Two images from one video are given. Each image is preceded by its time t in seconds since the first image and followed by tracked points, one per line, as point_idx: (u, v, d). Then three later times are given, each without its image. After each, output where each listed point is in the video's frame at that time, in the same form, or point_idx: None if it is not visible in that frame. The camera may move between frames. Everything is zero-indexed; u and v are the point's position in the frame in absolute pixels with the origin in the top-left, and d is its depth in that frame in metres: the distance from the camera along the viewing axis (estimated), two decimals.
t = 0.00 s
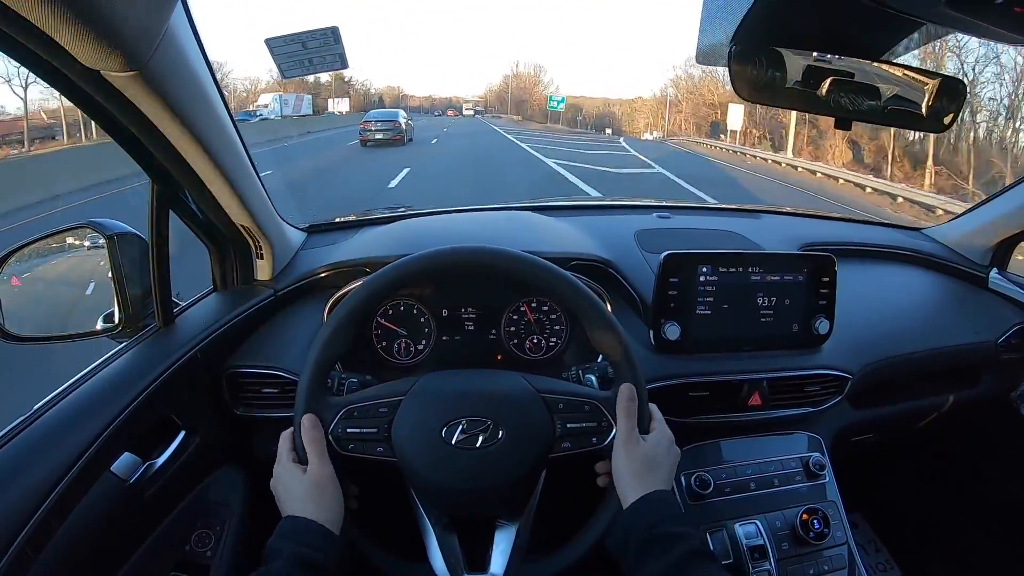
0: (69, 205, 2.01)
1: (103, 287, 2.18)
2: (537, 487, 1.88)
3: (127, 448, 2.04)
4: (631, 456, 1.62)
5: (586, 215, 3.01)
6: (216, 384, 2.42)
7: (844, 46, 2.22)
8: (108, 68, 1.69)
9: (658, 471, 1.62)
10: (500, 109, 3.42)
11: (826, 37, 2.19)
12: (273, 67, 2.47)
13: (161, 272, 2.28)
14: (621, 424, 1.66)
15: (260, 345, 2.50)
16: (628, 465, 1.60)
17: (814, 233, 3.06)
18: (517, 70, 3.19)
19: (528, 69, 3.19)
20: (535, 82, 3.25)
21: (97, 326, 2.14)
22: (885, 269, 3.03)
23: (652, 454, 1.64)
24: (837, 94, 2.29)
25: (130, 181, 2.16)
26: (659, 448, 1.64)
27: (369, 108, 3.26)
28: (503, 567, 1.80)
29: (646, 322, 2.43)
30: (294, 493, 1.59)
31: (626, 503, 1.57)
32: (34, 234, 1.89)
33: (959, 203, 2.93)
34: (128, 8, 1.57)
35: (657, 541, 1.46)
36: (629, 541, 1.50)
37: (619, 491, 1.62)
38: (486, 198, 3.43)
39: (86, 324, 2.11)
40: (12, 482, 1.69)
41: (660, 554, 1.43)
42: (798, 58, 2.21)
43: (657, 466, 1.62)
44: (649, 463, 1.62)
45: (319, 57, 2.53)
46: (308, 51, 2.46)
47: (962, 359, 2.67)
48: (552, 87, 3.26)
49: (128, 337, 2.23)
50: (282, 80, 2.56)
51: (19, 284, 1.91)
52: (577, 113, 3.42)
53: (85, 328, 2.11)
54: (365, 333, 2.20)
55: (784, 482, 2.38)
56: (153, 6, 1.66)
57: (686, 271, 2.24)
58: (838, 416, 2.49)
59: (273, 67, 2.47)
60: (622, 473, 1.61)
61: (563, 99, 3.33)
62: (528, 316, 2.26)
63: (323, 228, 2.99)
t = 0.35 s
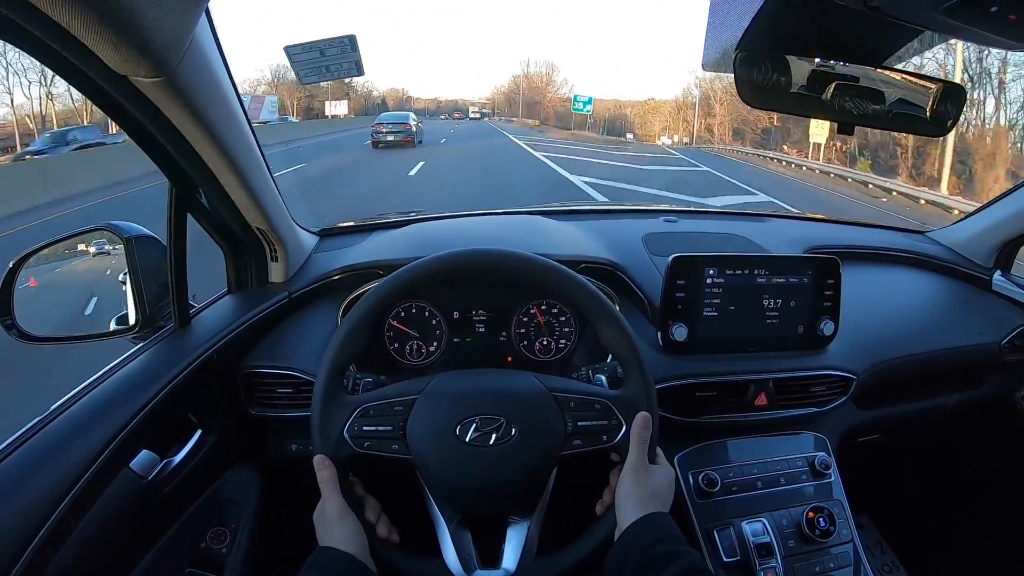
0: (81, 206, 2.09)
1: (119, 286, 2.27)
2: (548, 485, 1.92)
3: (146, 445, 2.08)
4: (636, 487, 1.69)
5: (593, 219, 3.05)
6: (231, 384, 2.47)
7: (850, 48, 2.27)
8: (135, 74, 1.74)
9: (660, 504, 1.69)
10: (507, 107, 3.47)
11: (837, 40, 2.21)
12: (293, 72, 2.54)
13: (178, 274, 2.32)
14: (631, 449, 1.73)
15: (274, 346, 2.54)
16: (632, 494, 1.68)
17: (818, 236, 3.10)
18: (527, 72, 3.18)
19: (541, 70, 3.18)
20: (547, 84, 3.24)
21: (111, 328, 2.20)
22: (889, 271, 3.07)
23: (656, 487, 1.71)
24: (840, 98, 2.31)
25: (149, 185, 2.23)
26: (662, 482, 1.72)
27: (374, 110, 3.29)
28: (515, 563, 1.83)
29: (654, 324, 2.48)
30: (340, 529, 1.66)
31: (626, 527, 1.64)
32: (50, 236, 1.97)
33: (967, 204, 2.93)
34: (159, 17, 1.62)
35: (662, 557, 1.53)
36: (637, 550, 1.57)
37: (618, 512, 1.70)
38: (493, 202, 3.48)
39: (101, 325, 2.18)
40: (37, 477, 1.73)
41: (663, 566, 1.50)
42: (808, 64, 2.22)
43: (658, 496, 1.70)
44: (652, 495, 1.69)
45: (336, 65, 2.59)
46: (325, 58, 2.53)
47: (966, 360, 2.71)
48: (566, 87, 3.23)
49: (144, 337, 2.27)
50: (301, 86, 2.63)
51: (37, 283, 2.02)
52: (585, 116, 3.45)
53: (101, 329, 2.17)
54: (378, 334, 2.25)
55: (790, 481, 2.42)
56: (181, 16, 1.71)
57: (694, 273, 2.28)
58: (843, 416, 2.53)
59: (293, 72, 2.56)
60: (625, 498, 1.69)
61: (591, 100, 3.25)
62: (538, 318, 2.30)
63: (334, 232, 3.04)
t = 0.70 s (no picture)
0: (88, 202, 2.04)
1: (119, 280, 2.23)
2: (547, 479, 1.90)
3: (143, 436, 2.07)
4: (634, 484, 1.67)
5: (595, 215, 3.04)
6: (230, 376, 2.46)
7: (853, 44, 2.26)
8: (136, 58, 1.74)
9: (657, 501, 1.67)
10: (512, 104, 3.45)
11: (842, 33, 2.21)
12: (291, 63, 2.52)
13: (178, 263, 2.31)
14: (631, 446, 1.70)
15: (274, 338, 2.54)
16: (630, 491, 1.66)
17: (822, 235, 3.08)
18: (537, 67, 3.15)
19: (551, 65, 3.15)
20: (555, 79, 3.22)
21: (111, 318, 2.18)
22: (893, 271, 3.05)
23: (654, 485, 1.69)
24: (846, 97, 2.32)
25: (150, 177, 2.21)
26: (660, 478, 1.70)
27: (375, 106, 3.28)
28: (513, 556, 1.79)
29: (657, 321, 2.46)
30: (340, 515, 1.65)
31: (623, 524, 1.63)
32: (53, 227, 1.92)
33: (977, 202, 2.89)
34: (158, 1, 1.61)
35: (660, 553, 1.52)
36: (634, 545, 1.55)
37: (615, 508, 1.67)
38: (495, 198, 3.47)
39: (101, 315, 2.16)
40: (33, 463, 1.71)
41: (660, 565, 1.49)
42: (809, 59, 2.23)
43: (656, 494, 1.69)
44: (650, 492, 1.67)
45: (337, 56, 2.57)
46: (327, 48, 2.51)
47: (969, 361, 2.69)
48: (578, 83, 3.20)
49: (143, 328, 2.26)
50: (303, 76, 2.62)
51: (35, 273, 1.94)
52: (592, 117, 3.43)
53: (101, 319, 2.15)
54: (378, 327, 2.24)
55: (792, 479, 2.40)
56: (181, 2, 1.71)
57: (696, 269, 2.27)
58: (845, 414, 2.51)
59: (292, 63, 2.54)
60: (623, 495, 1.67)
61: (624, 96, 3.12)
62: (539, 313, 2.29)
63: (336, 226, 3.03)
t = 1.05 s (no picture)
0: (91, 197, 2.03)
1: (123, 273, 2.22)
2: (554, 478, 1.87)
3: (144, 431, 2.04)
4: (641, 485, 1.65)
5: (602, 212, 3.01)
6: (232, 370, 2.44)
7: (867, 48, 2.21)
8: (139, 46, 1.72)
9: (664, 502, 1.65)
10: (521, 97, 3.44)
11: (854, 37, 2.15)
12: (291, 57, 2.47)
13: (181, 256, 2.29)
14: (638, 446, 1.68)
15: (277, 333, 2.51)
16: (637, 493, 1.64)
17: (830, 235, 3.06)
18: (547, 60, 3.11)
19: (562, 56, 3.11)
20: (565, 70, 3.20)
21: (113, 311, 2.17)
22: (901, 273, 3.03)
23: (661, 486, 1.67)
24: (854, 97, 2.32)
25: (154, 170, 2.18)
26: (668, 479, 1.68)
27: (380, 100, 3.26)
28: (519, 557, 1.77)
29: (665, 319, 2.44)
30: (342, 514, 1.63)
31: (633, 526, 1.60)
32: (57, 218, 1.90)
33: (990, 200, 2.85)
34: None
35: (668, 555, 1.49)
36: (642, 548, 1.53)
37: (622, 510, 1.65)
38: (500, 194, 3.45)
39: (104, 308, 2.15)
40: (33, 458, 1.69)
41: (667, 567, 1.47)
42: (820, 60, 2.22)
43: (664, 495, 1.67)
44: (658, 494, 1.65)
45: (344, 46, 2.55)
46: (334, 38, 2.48)
47: (977, 364, 2.66)
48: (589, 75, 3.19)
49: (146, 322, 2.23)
50: (309, 67, 2.60)
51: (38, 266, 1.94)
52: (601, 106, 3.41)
53: (103, 311, 2.15)
54: (383, 323, 2.22)
55: (798, 481, 2.38)
56: None
57: (704, 267, 2.25)
58: (852, 416, 2.49)
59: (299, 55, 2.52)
60: (632, 496, 1.64)
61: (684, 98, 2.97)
62: (546, 310, 2.27)
63: (341, 220, 3.01)
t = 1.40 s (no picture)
0: (93, 197, 2.03)
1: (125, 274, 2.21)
2: (555, 480, 1.87)
3: (146, 435, 2.04)
4: (645, 481, 1.64)
5: (601, 211, 3.01)
6: (233, 373, 2.44)
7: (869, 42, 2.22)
8: (131, 53, 1.71)
9: (667, 498, 1.65)
10: (521, 94, 3.44)
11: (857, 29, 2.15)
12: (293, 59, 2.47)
13: (180, 259, 2.29)
14: (636, 441, 1.68)
15: (277, 335, 2.51)
16: (641, 488, 1.63)
17: (830, 231, 3.05)
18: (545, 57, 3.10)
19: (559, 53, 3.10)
20: (571, 63, 3.19)
21: (114, 315, 2.16)
22: (902, 269, 3.02)
23: (665, 482, 1.66)
24: (854, 93, 2.28)
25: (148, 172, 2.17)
26: (671, 475, 1.67)
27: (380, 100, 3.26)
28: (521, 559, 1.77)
29: (665, 319, 2.44)
30: (345, 523, 1.63)
31: (637, 521, 1.60)
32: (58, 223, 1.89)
33: (992, 196, 2.84)
34: None
35: (670, 556, 1.49)
36: (641, 553, 1.53)
37: (626, 504, 1.65)
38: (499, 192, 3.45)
39: (105, 311, 2.14)
40: (37, 463, 1.69)
41: (670, 567, 1.47)
42: (820, 53, 2.20)
43: (666, 491, 1.66)
44: (661, 490, 1.64)
45: (340, 49, 2.54)
46: (330, 41, 2.48)
47: (978, 360, 2.66)
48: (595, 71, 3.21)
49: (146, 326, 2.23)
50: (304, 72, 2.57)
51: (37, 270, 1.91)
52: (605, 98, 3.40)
53: (104, 314, 2.13)
54: (383, 324, 2.22)
55: (799, 480, 2.38)
56: None
57: (704, 267, 2.24)
58: (853, 414, 2.49)
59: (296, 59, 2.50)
60: (634, 491, 1.64)
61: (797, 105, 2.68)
62: (546, 310, 2.27)
63: (340, 220, 3.01)
